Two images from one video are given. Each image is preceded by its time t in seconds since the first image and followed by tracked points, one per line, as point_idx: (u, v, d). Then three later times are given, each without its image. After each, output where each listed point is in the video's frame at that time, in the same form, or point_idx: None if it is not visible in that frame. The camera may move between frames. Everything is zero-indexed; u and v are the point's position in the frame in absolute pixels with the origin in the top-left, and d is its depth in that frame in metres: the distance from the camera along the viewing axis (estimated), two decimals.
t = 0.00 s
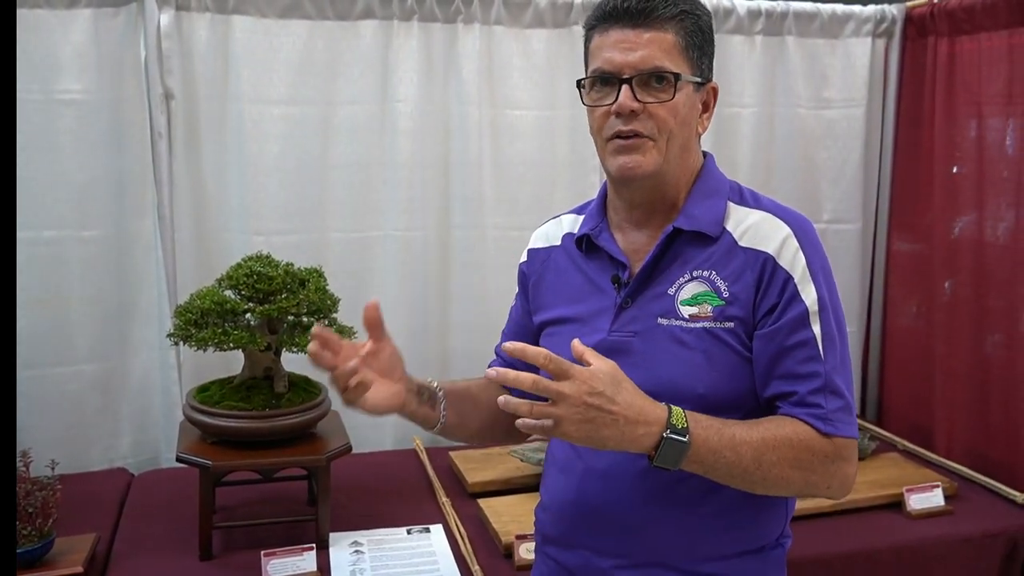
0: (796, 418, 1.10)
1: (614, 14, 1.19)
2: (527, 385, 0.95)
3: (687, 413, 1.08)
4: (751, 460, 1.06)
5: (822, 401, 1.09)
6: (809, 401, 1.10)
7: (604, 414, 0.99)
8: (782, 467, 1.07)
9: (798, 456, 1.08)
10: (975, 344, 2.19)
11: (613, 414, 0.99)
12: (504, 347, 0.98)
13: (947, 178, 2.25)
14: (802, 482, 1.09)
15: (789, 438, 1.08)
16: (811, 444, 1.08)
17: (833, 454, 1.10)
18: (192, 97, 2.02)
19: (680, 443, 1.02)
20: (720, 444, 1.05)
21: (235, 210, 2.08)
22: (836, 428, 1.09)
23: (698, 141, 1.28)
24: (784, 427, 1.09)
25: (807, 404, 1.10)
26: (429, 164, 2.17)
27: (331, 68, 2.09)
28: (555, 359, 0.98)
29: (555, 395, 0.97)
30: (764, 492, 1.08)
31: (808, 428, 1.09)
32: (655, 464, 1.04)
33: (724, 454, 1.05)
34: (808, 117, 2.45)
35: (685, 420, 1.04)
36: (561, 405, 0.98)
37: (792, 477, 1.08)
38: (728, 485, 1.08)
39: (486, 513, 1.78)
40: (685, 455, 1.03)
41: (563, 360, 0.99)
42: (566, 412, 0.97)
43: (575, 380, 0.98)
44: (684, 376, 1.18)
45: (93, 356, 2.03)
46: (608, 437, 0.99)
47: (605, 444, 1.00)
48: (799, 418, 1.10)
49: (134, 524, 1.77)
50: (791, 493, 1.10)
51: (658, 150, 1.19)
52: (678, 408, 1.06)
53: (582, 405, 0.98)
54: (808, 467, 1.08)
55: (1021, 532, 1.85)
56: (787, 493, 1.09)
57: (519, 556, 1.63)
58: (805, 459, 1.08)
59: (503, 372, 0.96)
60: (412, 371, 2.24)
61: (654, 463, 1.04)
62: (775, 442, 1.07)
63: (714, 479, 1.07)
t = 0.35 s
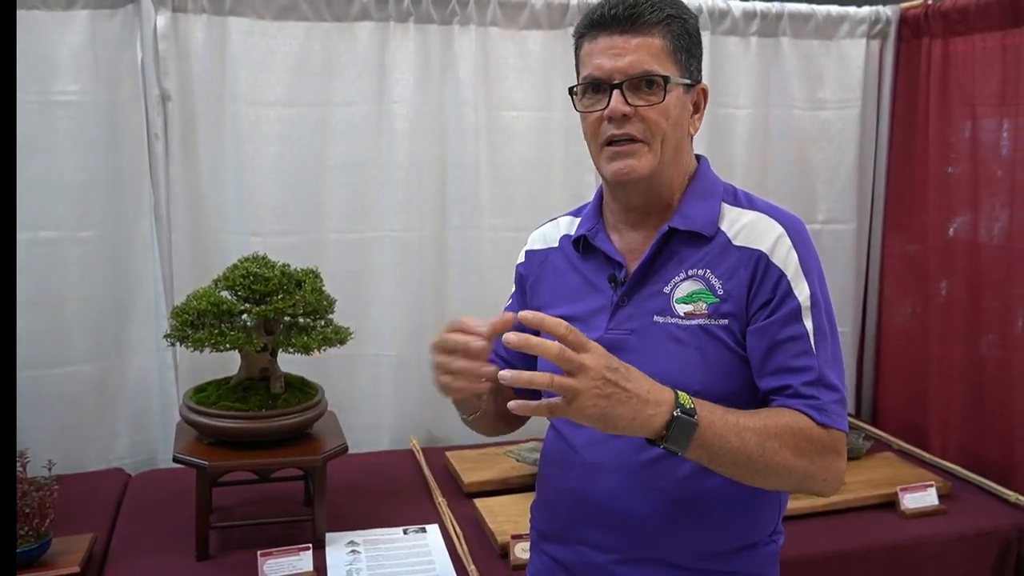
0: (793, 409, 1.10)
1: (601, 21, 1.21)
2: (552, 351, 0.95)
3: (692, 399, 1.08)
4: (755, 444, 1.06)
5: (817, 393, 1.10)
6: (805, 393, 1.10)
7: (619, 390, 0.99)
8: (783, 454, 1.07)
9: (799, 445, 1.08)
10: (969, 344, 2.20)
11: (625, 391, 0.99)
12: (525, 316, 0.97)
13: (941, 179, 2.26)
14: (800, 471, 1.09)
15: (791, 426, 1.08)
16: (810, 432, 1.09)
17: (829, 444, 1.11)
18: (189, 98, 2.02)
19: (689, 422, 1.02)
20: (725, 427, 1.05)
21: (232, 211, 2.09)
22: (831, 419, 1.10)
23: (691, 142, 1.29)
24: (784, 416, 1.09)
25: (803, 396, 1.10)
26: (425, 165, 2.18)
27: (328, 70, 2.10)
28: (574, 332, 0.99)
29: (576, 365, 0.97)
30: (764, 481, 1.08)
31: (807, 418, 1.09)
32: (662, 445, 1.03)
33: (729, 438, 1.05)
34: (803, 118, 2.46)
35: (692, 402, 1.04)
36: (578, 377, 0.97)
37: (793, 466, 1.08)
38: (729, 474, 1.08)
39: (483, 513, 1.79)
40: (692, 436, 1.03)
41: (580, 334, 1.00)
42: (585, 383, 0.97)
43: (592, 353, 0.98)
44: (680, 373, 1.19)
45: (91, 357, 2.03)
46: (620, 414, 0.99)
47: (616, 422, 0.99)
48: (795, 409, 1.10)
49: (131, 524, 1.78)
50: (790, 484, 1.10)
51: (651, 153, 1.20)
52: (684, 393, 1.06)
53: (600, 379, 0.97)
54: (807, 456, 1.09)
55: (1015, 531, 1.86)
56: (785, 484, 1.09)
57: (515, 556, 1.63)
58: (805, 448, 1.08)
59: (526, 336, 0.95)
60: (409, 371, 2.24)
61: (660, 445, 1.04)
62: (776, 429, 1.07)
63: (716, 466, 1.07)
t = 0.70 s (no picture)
0: (779, 411, 1.11)
1: (608, 23, 1.21)
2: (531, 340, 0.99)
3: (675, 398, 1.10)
4: (734, 442, 1.07)
5: (802, 396, 1.10)
6: (791, 395, 1.11)
7: (597, 382, 1.02)
8: (765, 454, 1.08)
9: (781, 446, 1.08)
10: (965, 344, 2.21)
11: (603, 382, 1.02)
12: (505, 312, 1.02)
13: (937, 180, 2.27)
14: (784, 473, 1.09)
15: (773, 427, 1.08)
16: (794, 434, 1.09)
17: (815, 448, 1.10)
18: (186, 100, 2.03)
19: (667, 414, 1.04)
20: (704, 424, 1.07)
21: (229, 213, 2.09)
22: (817, 422, 1.10)
23: (693, 145, 1.30)
24: (768, 416, 1.10)
25: (789, 398, 1.11)
26: (421, 167, 2.18)
27: (325, 72, 2.10)
28: (553, 326, 1.03)
29: (555, 355, 1.00)
30: (745, 480, 1.09)
31: (792, 421, 1.10)
32: (641, 439, 1.04)
33: (708, 435, 1.06)
34: (799, 120, 2.47)
35: (672, 397, 1.06)
36: (556, 367, 1.00)
37: (775, 467, 1.08)
38: (710, 472, 1.09)
39: (479, 514, 1.79)
40: (672, 430, 1.04)
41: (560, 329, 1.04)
42: (563, 373, 1.00)
43: (571, 345, 1.02)
44: (677, 375, 1.20)
45: (89, 359, 2.03)
46: (598, 406, 1.01)
47: (594, 414, 1.01)
48: (780, 411, 1.11)
49: (129, 525, 1.78)
50: (773, 486, 1.10)
51: (654, 154, 1.21)
52: (666, 391, 1.08)
53: (578, 370, 1.00)
54: (790, 458, 1.09)
55: (1009, 531, 1.87)
56: (768, 486, 1.09)
57: (511, 556, 1.64)
58: (787, 449, 1.09)
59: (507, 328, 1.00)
60: (406, 372, 2.25)
61: (641, 440, 1.05)
62: (759, 428, 1.08)
63: (697, 463, 1.08)
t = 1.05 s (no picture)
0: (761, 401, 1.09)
1: (607, 28, 1.22)
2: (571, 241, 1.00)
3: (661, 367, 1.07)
4: (710, 410, 1.03)
5: (787, 389, 1.09)
6: (775, 387, 1.09)
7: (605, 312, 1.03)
8: (740, 430, 1.04)
9: (758, 428, 1.05)
10: (961, 345, 2.21)
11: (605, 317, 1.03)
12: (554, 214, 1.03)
13: (933, 180, 2.28)
14: (757, 457, 1.04)
15: (753, 407, 1.05)
16: (772, 419, 1.06)
17: (792, 440, 1.06)
18: (183, 101, 2.03)
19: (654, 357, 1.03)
20: (683, 386, 1.04)
21: (226, 214, 2.09)
22: (800, 415, 1.07)
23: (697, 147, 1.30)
24: (748, 398, 1.07)
25: (773, 391, 1.09)
26: (419, 168, 2.19)
27: (322, 73, 2.10)
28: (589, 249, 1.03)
29: (585, 266, 1.02)
30: (714, 454, 1.04)
31: (773, 408, 1.07)
32: (621, 376, 1.02)
33: (685, 395, 1.03)
34: (795, 120, 2.47)
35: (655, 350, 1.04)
36: (580, 278, 1.01)
37: (749, 448, 1.04)
38: (680, 437, 1.04)
39: (476, 514, 1.80)
40: (648, 374, 1.02)
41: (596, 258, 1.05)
42: (585, 285, 1.01)
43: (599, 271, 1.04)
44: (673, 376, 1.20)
45: (85, 359, 2.03)
46: (596, 331, 1.02)
47: (588, 336, 1.01)
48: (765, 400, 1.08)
49: (126, 525, 1.78)
50: (744, 467, 1.05)
51: (653, 160, 1.21)
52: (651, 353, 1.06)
53: (590, 292, 1.01)
54: (766, 443, 1.05)
55: (1004, 531, 1.88)
56: (739, 468, 1.05)
57: (508, 556, 1.64)
58: (764, 434, 1.05)
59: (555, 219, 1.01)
60: (404, 372, 2.25)
61: (616, 381, 1.02)
62: (738, 407, 1.05)
63: (668, 423, 1.04)
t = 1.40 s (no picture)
0: (754, 424, 1.08)
1: (607, 27, 1.21)
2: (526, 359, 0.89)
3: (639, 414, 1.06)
4: (699, 462, 1.02)
5: (780, 408, 1.07)
6: (768, 407, 1.08)
7: (576, 405, 0.96)
8: (732, 472, 1.03)
9: (751, 466, 1.04)
10: (958, 345, 2.21)
11: (579, 407, 0.96)
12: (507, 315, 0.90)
13: (929, 180, 2.28)
14: (754, 493, 1.04)
15: (740, 445, 1.05)
16: (763, 452, 1.05)
17: (789, 465, 1.06)
18: (180, 101, 2.03)
19: (625, 436, 1.00)
20: (666, 444, 1.03)
21: (223, 213, 2.10)
22: (794, 437, 1.06)
23: (696, 148, 1.29)
24: (737, 434, 1.06)
25: (766, 411, 1.08)
26: (415, 168, 2.19)
27: (319, 72, 2.11)
28: (550, 337, 0.92)
29: (546, 374, 0.92)
30: (712, 500, 1.04)
31: (765, 437, 1.06)
32: (598, 459, 1.00)
33: (670, 455, 1.02)
34: (792, 121, 2.48)
35: (630, 416, 1.02)
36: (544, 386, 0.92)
37: (745, 486, 1.04)
38: (675, 491, 1.04)
39: (472, 514, 1.80)
40: (628, 451, 1.00)
41: (557, 341, 0.94)
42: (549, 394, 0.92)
43: (564, 365, 0.93)
44: (666, 379, 1.19)
45: (81, 360, 2.03)
46: (569, 427, 0.96)
47: (562, 435, 0.96)
48: (758, 425, 1.08)
49: (122, 526, 1.78)
50: (744, 505, 1.05)
51: (650, 160, 1.21)
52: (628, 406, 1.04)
53: (561, 391, 0.93)
54: (760, 477, 1.05)
55: (999, 530, 1.89)
56: (739, 505, 1.05)
57: (504, 556, 1.65)
58: (757, 469, 1.05)
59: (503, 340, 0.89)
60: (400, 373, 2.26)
61: (596, 459, 1.01)
62: (726, 448, 1.04)
63: (659, 482, 1.03)
